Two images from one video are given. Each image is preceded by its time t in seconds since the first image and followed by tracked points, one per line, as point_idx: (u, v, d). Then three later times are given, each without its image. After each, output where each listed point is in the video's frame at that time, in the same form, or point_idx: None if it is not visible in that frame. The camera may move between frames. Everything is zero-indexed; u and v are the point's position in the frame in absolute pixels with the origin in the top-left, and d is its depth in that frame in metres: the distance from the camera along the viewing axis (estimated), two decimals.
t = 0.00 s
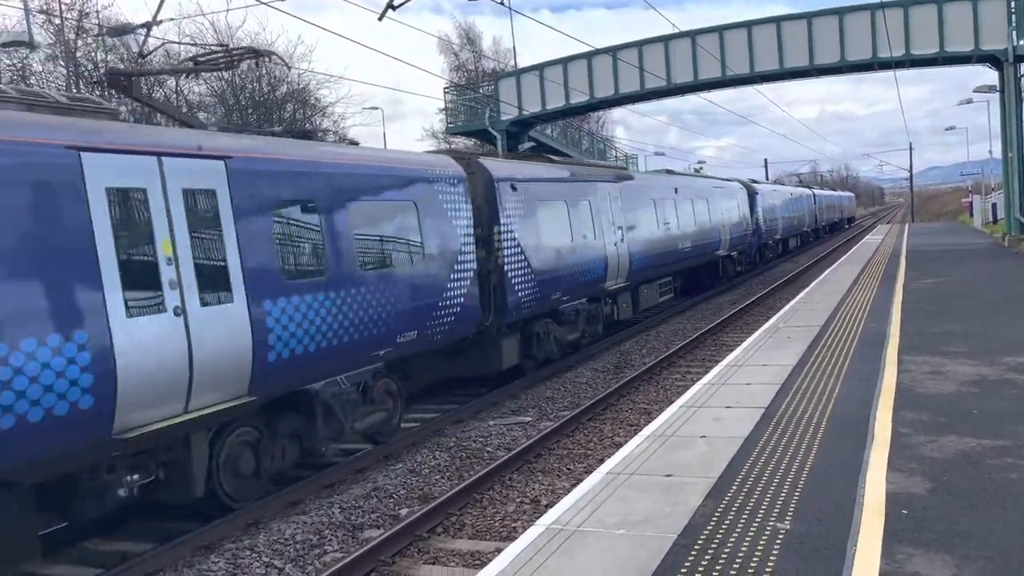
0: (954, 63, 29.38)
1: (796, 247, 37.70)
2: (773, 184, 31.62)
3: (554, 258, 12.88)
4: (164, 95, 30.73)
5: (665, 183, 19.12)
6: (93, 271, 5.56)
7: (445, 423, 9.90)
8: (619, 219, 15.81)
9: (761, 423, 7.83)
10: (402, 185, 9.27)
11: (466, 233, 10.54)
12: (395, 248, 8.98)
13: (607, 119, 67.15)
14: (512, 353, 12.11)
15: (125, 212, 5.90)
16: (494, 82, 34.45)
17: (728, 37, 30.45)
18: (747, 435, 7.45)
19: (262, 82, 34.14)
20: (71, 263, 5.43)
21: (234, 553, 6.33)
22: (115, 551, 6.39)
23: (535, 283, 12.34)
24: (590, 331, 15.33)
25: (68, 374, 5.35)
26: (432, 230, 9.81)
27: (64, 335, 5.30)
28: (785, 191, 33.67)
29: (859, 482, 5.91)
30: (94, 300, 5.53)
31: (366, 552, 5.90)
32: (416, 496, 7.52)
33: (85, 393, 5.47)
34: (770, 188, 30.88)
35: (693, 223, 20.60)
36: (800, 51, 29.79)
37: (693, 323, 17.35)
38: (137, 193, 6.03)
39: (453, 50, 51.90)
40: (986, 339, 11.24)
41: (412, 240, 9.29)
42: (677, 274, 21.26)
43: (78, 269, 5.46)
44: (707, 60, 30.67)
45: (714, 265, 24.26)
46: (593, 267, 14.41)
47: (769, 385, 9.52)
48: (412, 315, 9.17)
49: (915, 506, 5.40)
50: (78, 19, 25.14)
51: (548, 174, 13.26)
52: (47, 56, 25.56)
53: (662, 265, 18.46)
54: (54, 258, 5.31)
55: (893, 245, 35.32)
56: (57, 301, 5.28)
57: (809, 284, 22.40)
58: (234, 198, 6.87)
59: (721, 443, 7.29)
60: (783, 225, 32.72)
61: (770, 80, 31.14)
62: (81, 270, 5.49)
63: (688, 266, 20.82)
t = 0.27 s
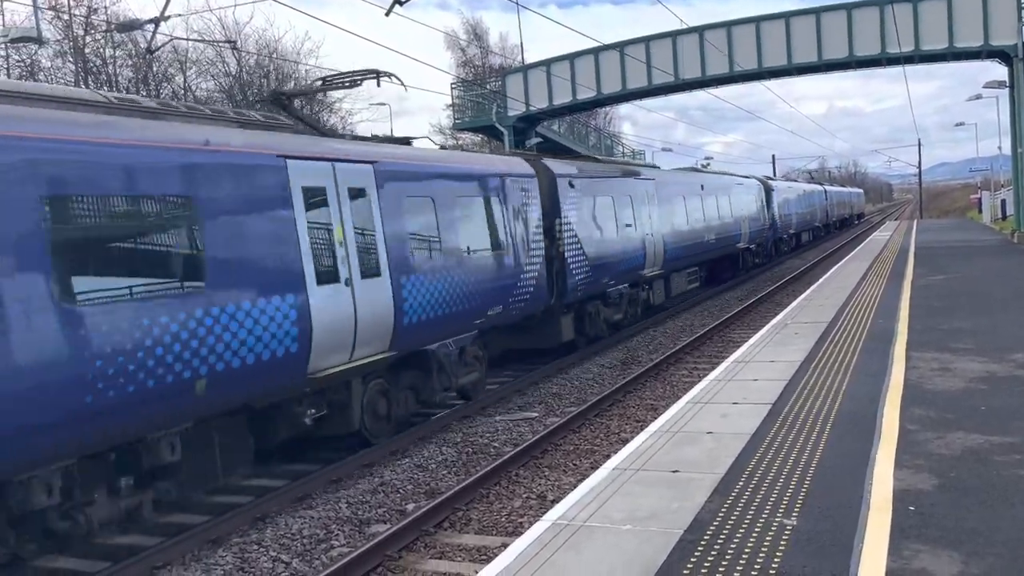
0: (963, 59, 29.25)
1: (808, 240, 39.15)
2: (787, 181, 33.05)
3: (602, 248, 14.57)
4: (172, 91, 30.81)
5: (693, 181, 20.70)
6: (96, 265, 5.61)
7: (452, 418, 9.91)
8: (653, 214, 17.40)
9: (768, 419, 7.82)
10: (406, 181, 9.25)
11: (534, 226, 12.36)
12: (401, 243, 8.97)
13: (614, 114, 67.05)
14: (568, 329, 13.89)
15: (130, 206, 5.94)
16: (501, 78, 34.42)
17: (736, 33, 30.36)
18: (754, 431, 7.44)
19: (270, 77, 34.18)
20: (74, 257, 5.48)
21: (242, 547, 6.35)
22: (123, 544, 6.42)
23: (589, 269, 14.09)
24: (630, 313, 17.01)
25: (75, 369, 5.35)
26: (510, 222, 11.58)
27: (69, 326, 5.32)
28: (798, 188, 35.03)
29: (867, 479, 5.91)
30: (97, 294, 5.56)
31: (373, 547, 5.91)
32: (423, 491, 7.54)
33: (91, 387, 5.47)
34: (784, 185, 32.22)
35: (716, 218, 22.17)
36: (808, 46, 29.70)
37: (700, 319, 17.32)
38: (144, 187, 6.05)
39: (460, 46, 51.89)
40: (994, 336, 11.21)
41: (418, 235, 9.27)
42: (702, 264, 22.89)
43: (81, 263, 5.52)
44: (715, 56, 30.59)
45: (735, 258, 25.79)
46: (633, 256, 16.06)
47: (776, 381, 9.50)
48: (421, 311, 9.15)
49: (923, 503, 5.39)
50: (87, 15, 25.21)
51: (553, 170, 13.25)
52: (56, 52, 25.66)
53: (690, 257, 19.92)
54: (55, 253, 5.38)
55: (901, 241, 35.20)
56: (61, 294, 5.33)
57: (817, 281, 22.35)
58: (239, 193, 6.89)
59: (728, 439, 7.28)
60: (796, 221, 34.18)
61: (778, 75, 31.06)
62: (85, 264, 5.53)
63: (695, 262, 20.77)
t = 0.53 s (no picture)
0: (969, 57, 29.17)
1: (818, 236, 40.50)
2: (801, 179, 34.34)
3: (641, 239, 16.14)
4: (177, 88, 30.86)
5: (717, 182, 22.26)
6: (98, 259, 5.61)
7: (455, 415, 9.92)
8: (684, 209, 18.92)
9: (770, 417, 7.81)
10: (408, 175, 9.21)
11: (587, 220, 13.93)
12: (403, 238, 8.96)
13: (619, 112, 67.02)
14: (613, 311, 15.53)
15: (135, 201, 5.95)
16: (506, 75, 34.38)
17: (742, 31, 30.30)
18: (758, 429, 7.44)
19: (275, 74, 34.21)
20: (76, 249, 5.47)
21: (245, 543, 6.37)
22: (126, 539, 6.44)
23: (630, 258, 15.68)
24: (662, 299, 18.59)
25: (79, 365, 5.35)
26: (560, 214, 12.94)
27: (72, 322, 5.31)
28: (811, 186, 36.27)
29: (869, 477, 5.90)
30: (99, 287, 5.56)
31: (375, 543, 5.92)
32: (426, 488, 7.55)
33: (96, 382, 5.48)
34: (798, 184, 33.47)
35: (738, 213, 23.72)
36: (813, 43, 29.62)
37: (704, 317, 17.31)
38: (147, 184, 6.05)
39: (465, 43, 51.90)
40: (999, 335, 11.18)
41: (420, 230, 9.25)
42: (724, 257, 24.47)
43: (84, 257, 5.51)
44: (720, 53, 30.53)
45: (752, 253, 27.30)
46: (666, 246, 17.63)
47: (780, 379, 9.49)
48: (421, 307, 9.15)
49: (925, 501, 5.38)
50: (93, 11, 25.25)
51: (555, 166, 13.23)
52: (62, 48, 25.71)
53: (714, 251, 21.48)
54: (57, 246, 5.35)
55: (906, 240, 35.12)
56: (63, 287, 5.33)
57: (822, 279, 22.29)
58: (241, 191, 6.89)
59: (731, 436, 7.28)
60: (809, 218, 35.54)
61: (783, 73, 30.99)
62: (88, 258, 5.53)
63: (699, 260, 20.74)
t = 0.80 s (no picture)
0: (971, 59, 29.17)
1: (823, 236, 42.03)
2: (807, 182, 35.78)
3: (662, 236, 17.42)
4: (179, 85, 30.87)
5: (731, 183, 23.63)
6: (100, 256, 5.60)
7: (455, 414, 9.92)
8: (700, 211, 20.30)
9: (770, 418, 7.81)
10: (409, 174, 9.22)
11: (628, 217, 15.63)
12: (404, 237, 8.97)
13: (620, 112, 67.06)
14: (646, 300, 17.18)
15: (136, 199, 5.94)
16: (508, 75, 34.38)
17: (744, 31, 30.29)
18: (757, 429, 7.45)
19: (277, 72, 34.22)
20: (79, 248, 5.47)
21: (245, 540, 6.37)
22: (126, 536, 6.44)
23: (662, 252, 17.44)
24: (685, 291, 19.98)
25: (79, 360, 5.36)
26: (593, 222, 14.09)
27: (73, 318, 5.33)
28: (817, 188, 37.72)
29: (869, 478, 5.91)
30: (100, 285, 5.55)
31: (376, 541, 5.93)
32: (426, 486, 7.56)
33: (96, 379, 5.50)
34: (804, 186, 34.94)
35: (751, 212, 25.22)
36: (815, 45, 29.63)
37: (704, 318, 17.32)
38: (148, 182, 6.04)
39: (467, 42, 51.92)
40: (999, 337, 11.19)
41: (421, 228, 9.26)
42: (736, 253, 25.93)
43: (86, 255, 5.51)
44: (722, 54, 30.53)
45: (763, 250, 28.86)
46: (685, 243, 18.88)
47: (780, 380, 9.49)
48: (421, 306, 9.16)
49: (925, 502, 5.39)
50: (95, 8, 25.26)
51: (556, 166, 13.23)
52: (64, 44, 25.72)
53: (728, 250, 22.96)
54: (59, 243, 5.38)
55: (907, 241, 35.11)
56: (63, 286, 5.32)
57: (822, 281, 22.30)
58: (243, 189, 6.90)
59: (731, 437, 7.29)
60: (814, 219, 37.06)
61: (785, 74, 31.00)
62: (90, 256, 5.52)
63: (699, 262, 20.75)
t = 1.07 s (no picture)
0: (969, 63, 29.21)
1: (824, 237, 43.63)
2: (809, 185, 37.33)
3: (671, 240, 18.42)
4: (178, 83, 30.87)
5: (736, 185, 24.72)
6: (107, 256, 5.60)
7: (452, 413, 9.93)
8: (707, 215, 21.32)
9: (768, 419, 7.82)
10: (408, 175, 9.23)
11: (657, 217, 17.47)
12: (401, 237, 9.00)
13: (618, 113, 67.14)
14: (671, 291, 19.05)
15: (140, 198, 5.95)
16: (507, 75, 34.40)
17: (742, 33, 30.31)
18: (754, 430, 7.47)
19: (275, 71, 34.22)
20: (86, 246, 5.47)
21: (242, 537, 6.38)
22: (124, 534, 6.44)
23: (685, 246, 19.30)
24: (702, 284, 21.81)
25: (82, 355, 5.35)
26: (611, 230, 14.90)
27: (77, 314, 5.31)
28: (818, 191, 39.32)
29: (865, 479, 5.92)
30: (106, 284, 5.56)
31: (373, 540, 5.94)
32: (423, 485, 7.57)
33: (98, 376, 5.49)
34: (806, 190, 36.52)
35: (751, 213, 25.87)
36: (814, 48, 29.67)
37: (701, 319, 17.33)
38: (149, 180, 6.05)
39: (466, 42, 51.96)
40: (996, 340, 11.21)
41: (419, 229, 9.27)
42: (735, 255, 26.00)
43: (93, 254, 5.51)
44: (721, 55, 30.55)
45: (770, 249, 30.36)
46: (703, 239, 20.75)
47: (777, 381, 9.50)
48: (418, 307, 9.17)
49: (921, 503, 5.41)
50: (94, 5, 25.24)
51: (554, 167, 13.24)
52: (62, 42, 25.71)
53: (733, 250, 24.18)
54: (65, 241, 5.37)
55: (904, 244, 35.18)
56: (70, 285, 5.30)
57: (819, 283, 22.33)
58: (242, 189, 6.92)
59: (728, 437, 7.30)
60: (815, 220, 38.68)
61: (783, 77, 31.02)
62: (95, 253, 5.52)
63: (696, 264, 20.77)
